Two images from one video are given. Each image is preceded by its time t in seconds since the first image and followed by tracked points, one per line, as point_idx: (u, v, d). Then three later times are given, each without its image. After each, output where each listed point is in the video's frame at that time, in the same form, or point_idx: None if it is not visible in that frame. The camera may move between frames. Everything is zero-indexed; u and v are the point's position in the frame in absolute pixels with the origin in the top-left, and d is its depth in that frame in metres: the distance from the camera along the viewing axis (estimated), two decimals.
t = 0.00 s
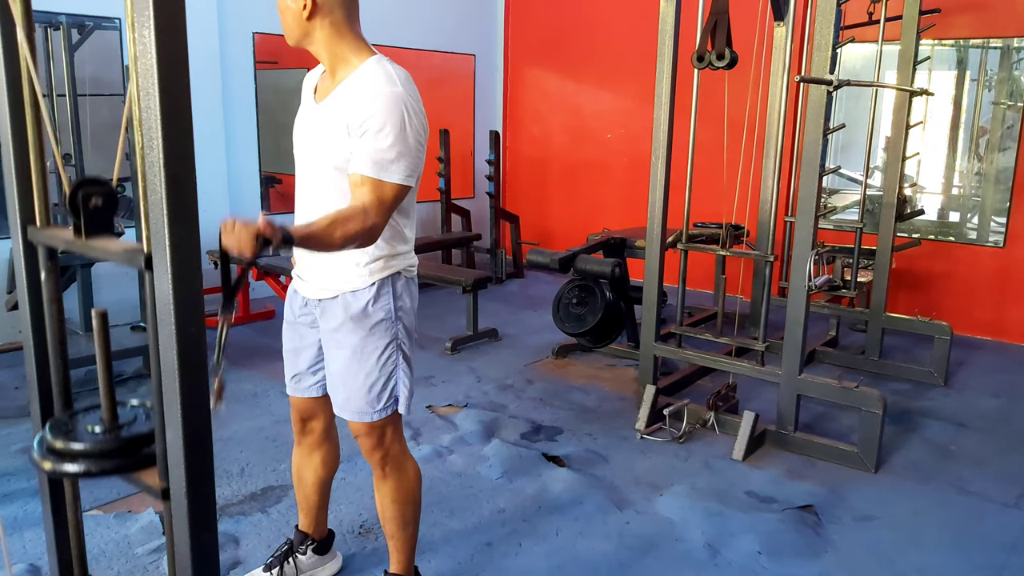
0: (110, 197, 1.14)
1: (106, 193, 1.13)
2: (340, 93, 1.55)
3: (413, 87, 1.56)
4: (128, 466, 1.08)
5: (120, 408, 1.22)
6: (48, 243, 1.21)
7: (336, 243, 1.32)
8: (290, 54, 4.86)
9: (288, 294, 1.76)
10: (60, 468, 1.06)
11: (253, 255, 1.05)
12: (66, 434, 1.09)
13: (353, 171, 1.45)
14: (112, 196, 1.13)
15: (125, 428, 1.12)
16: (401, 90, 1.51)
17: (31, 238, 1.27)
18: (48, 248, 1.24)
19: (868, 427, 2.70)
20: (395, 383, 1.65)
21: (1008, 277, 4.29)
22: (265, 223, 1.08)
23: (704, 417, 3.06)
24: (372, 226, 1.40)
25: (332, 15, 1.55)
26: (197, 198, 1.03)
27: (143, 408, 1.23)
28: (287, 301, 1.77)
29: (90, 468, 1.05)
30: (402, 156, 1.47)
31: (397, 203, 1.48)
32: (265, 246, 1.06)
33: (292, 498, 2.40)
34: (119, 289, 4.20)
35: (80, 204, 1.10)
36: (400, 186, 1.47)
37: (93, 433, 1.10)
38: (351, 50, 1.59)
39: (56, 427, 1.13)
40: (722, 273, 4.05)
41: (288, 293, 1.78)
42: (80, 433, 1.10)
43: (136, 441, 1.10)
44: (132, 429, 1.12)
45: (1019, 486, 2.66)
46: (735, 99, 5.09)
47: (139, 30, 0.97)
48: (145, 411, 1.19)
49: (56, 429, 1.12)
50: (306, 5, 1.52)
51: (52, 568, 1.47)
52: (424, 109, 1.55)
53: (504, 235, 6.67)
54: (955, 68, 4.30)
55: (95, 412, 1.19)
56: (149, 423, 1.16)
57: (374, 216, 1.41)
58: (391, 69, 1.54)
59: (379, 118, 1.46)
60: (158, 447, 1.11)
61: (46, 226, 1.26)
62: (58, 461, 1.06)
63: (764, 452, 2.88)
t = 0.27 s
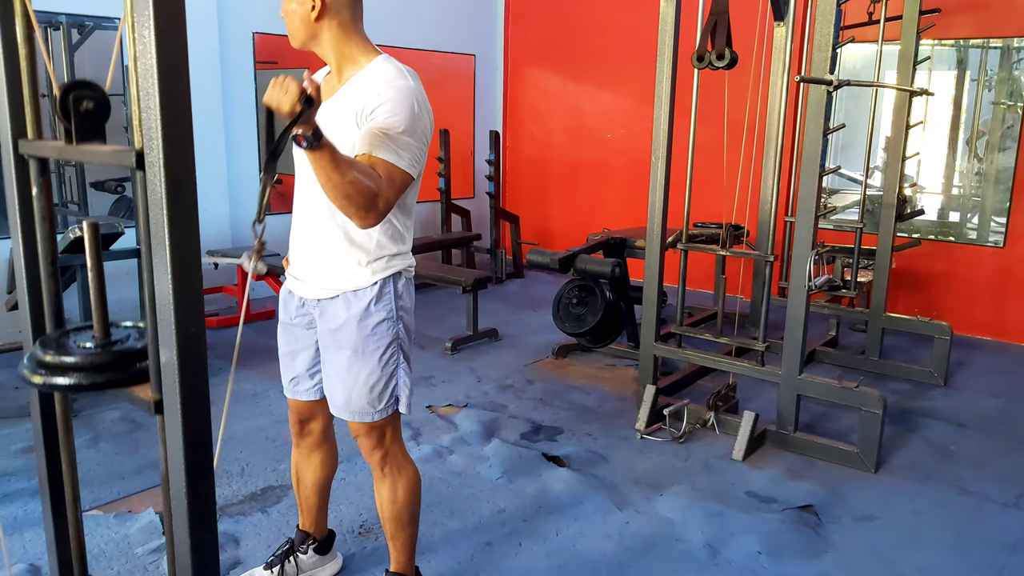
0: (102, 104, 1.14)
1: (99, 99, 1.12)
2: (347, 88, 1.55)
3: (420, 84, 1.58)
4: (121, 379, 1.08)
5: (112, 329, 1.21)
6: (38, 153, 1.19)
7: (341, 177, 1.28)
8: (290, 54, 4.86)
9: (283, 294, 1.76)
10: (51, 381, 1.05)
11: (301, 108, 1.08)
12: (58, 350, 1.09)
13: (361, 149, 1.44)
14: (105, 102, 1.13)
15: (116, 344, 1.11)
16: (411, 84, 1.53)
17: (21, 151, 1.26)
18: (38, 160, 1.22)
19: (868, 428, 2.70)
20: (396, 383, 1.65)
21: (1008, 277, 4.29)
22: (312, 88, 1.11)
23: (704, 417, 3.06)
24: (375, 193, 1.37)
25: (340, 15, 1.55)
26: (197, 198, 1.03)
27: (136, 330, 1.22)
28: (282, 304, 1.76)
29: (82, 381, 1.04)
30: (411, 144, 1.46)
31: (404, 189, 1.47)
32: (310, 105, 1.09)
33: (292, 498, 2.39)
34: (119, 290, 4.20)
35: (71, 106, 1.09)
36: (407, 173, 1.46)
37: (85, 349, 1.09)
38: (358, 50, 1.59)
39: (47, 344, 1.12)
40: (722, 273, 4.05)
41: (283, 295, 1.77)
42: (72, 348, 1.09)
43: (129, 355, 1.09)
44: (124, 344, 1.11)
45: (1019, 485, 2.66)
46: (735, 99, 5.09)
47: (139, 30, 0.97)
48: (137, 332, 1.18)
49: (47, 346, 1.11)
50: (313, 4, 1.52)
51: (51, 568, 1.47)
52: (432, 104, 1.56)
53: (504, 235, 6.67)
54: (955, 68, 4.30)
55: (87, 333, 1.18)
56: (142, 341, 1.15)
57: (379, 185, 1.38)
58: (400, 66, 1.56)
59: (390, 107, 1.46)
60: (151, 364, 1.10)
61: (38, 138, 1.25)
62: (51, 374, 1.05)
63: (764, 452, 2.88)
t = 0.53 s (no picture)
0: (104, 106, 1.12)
1: (99, 101, 1.10)
2: (349, 87, 1.55)
3: (422, 84, 1.58)
4: (121, 387, 1.06)
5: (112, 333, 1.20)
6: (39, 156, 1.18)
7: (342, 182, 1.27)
8: (290, 54, 4.86)
9: (281, 295, 1.76)
10: (52, 388, 1.03)
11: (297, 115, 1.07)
12: (58, 356, 1.07)
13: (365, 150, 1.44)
14: (106, 104, 1.11)
15: (117, 350, 1.10)
16: (413, 84, 1.53)
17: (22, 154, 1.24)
18: (39, 164, 1.21)
19: (868, 428, 2.70)
20: (395, 384, 1.65)
21: (1008, 277, 4.29)
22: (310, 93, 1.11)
23: (704, 417, 3.06)
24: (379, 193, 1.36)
25: (344, 13, 1.56)
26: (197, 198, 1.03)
27: (136, 335, 1.20)
28: (280, 304, 1.76)
29: (82, 389, 1.03)
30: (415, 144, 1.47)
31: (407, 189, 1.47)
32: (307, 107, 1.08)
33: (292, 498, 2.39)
34: (119, 290, 4.20)
35: (71, 110, 1.07)
36: (410, 172, 1.46)
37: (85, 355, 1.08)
38: (360, 49, 1.59)
39: (46, 350, 1.11)
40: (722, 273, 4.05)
41: (281, 295, 1.77)
42: (72, 354, 1.08)
43: (129, 363, 1.08)
44: (125, 351, 1.10)
45: (1019, 485, 2.66)
46: (735, 99, 5.09)
47: (139, 30, 0.97)
48: (136, 338, 1.17)
49: (45, 353, 1.10)
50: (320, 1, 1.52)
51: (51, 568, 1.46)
52: (434, 104, 1.57)
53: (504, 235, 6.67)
54: (955, 68, 4.30)
55: (87, 339, 1.17)
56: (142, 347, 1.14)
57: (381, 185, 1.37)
58: (402, 66, 1.56)
59: (394, 106, 1.47)
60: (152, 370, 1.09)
61: (38, 142, 1.23)
62: (50, 381, 1.04)
63: (764, 452, 2.88)
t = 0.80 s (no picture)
0: (107, 187, 1.21)
1: (103, 183, 1.19)
2: (342, 86, 1.52)
3: (417, 81, 1.54)
4: (125, 464, 1.10)
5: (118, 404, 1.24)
6: (44, 235, 1.26)
7: (340, 234, 1.29)
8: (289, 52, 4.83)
9: (279, 294, 1.73)
10: (59, 467, 1.08)
11: (258, 244, 1.06)
12: (64, 434, 1.12)
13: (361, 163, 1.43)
14: (108, 186, 1.20)
15: (122, 426, 1.13)
16: (407, 82, 1.49)
17: (28, 231, 1.32)
18: (44, 240, 1.30)
19: (870, 428, 2.68)
20: (391, 387, 1.63)
21: (1011, 277, 4.27)
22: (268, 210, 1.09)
23: (706, 417, 3.04)
24: (379, 222, 1.37)
25: (340, 10, 1.54)
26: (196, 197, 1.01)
27: (140, 404, 1.24)
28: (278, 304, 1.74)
29: (88, 468, 1.07)
30: (409, 148, 1.45)
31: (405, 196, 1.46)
32: (265, 231, 1.07)
33: (291, 499, 2.38)
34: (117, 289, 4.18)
35: (76, 193, 1.17)
36: (407, 179, 1.44)
37: (90, 432, 1.12)
38: (355, 46, 1.56)
39: (55, 425, 1.15)
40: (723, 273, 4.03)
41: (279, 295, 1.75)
42: (77, 432, 1.12)
43: (133, 439, 1.11)
44: (129, 426, 1.14)
45: None
46: (737, 98, 5.07)
47: (137, 27, 0.95)
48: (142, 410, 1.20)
49: (54, 428, 1.14)
50: None
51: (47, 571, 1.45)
52: (429, 102, 1.53)
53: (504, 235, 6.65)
54: (957, 66, 4.27)
55: (93, 411, 1.21)
56: (146, 420, 1.18)
57: (381, 211, 1.38)
58: (396, 63, 1.53)
59: (387, 109, 1.44)
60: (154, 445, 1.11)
61: (43, 216, 1.31)
62: (57, 461, 1.08)
63: (766, 453, 2.86)
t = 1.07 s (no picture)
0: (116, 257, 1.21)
1: (112, 254, 1.19)
2: (333, 88, 1.54)
3: (407, 83, 1.56)
4: (132, 527, 1.13)
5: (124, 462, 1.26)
6: (54, 302, 1.26)
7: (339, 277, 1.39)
8: (290, 54, 4.86)
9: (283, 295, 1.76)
10: (68, 530, 1.10)
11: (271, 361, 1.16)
12: (73, 496, 1.14)
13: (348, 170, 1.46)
14: (118, 257, 1.20)
15: (130, 488, 1.16)
16: (396, 85, 1.51)
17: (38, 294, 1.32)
18: (53, 305, 1.29)
19: (868, 427, 2.70)
20: (396, 384, 1.66)
21: (1008, 277, 4.29)
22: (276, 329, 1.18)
23: (704, 417, 3.06)
24: (369, 238, 1.43)
25: (328, 10, 1.56)
26: (197, 197, 1.03)
27: (146, 462, 1.26)
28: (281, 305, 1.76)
29: (97, 531, 1.10)
30: (397, 152, 1.47)
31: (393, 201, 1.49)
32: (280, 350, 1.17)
33: (292, 498, 2.40)
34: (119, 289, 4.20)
35: (86, 266, 1.16)
36: (395, 183, 1.47)
37: (99, 494, 1.15)
38: (345, 46, 1.59)
39: (63, 486, 1.17)
40: (722, 273, 4.05)
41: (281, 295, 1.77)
42: (86, 493, 1.14)
43: (141, 502, 1.14)
44: (137, 488, 1.16)
45: (1020, 486, 2.66)
46: (735, 99, 5.10)
47: (139, 30, 0.97)
48: (149, 469, 1.23)
49: (63, 489, 1.16)
50: None
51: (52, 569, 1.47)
52: (419, 104, 1.55)
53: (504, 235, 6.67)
54: (955, 67, 4.30)
55: (100, 469, 1.23)
56: (154, 481, 1.20)
57: (367, 226, 1.43)
58: (386, 65, 1.54)
59: (374, 113, 1.46)
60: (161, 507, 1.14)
61: (52, 281, 1.31)
62: (66, 523, 1.10)
63: (764, 452, 2.88)
